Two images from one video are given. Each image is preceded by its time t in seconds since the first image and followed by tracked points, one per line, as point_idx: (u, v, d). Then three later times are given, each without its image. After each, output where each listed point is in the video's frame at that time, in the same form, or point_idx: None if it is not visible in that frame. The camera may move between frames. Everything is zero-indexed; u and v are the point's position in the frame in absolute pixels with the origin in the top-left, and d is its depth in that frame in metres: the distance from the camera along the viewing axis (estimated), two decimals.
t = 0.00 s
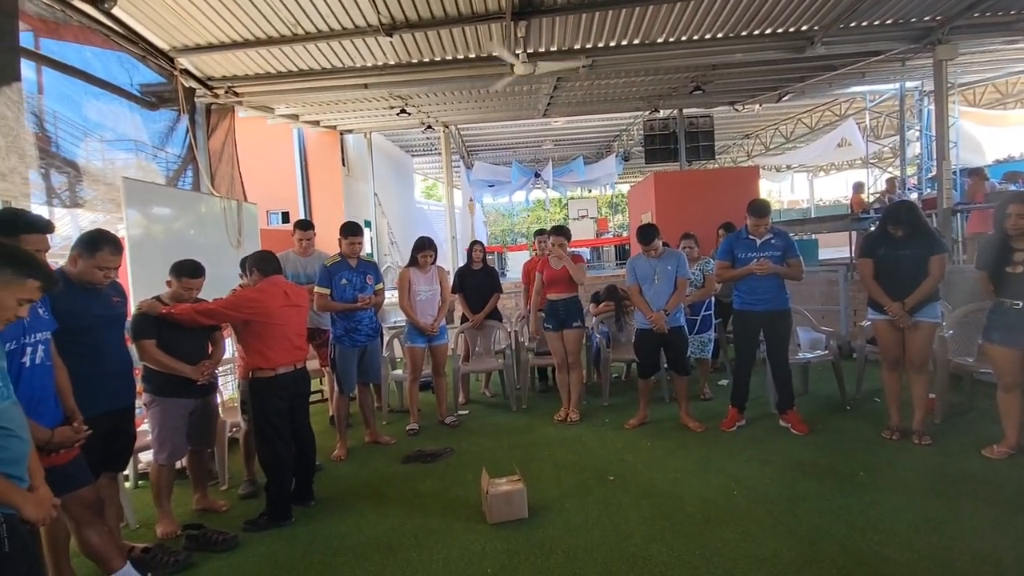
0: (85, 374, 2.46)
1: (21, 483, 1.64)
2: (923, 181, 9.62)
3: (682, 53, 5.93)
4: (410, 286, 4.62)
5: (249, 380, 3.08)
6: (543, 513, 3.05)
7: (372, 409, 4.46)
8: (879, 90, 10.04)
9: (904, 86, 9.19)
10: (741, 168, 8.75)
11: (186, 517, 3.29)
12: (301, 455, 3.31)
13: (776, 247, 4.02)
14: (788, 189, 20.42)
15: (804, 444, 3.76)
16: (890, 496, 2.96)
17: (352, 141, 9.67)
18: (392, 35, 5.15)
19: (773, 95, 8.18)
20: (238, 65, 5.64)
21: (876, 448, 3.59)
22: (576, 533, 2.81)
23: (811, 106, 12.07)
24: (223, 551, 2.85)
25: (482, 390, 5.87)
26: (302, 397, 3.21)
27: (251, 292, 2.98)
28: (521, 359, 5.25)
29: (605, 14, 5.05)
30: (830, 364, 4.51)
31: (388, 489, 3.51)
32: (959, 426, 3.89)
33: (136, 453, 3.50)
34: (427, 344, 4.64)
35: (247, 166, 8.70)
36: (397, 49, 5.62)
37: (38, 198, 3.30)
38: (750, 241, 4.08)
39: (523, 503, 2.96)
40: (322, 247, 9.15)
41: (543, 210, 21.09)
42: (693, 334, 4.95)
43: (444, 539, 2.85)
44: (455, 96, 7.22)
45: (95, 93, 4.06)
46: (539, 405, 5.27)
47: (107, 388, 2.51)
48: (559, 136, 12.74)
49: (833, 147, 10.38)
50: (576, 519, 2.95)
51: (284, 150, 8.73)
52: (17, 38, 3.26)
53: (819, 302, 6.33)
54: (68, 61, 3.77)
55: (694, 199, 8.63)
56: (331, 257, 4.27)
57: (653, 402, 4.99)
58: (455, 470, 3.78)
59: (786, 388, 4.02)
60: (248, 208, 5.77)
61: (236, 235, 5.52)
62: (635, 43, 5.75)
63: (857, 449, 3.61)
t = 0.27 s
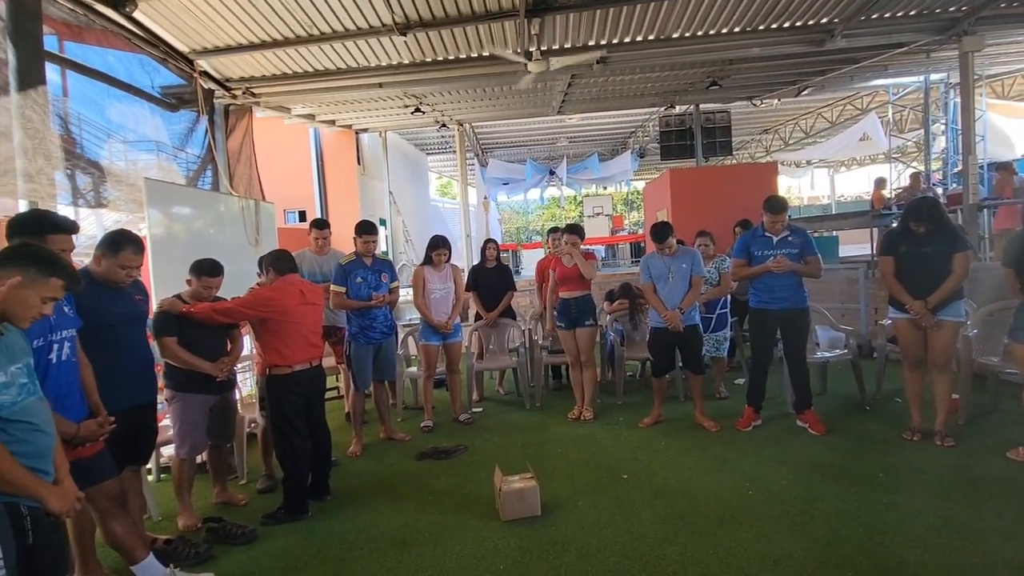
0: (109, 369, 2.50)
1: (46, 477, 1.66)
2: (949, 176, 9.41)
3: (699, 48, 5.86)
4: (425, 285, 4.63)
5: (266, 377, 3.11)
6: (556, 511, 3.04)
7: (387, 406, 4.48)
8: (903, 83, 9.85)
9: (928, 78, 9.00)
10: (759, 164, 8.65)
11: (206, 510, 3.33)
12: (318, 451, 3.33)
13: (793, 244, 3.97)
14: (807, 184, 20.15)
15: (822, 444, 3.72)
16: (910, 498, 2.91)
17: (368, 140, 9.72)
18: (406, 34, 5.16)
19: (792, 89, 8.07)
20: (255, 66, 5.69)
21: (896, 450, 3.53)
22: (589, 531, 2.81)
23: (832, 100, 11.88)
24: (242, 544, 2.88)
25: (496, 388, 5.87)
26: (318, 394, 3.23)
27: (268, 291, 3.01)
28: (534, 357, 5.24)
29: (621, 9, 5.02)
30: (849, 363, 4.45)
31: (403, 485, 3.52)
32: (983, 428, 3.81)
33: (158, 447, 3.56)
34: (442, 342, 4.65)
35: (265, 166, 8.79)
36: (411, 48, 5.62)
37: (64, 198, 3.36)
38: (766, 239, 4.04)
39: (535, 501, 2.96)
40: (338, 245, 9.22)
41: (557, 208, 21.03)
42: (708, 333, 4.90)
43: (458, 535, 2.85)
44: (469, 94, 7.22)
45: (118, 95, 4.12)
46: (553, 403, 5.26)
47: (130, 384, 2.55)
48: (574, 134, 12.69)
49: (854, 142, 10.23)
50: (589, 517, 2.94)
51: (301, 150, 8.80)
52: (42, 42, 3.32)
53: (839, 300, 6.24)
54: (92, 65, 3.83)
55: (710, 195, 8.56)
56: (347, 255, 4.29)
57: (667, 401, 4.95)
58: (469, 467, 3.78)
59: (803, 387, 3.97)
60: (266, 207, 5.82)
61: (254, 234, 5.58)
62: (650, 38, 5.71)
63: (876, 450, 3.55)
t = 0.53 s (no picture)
0: (134, 367, 2.55)
1: (75, 471, 1.71)
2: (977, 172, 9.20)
3: (716, 44, 5.81)
4: (442, 284, 4.64)
5: (285, 375, 3.15)
6: (571, 510, 3.04)
7: (404, 405, 4.51)
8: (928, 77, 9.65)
9: (955, 71, 8.81)
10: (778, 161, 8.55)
11: (228, 506, 3.38)
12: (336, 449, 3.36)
13: (813, 243, 3.92)
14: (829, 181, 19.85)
15: (841, 446, 3.67)
16: (932, 501, 2.86)
17: (383, 140, 9.77)
18: (422, 35, 5.18)
19: (812, 84, 7.95)
20: (274, 68, 5.75)
21: (917, 452, 3.47)
22: (605, 530, 2.80)
23: (854, 95, 11.69)
24: (263, 539, 2.92)
25: (511, 387, 5.88)
26: (335, 392, 3.26)
27: (286, 291, 3.05)
28: (550, 356, 5.24)
29: (637, 6, 4.99)
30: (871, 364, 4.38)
31: (419, 483, 3.54)
32: (1010, 431, 3.72)
33: (182, 443, 3.61)
34: (458, 341, 4.67)
35: (284, 167, 8.89)
36: (427, 48, 5.64)
37: (90, 200, 3.43)
38: (786, 237, 3.99)
39: (550, 499, 2.95)
40: (355, 245, 9.29)
41: (573, 206, 20.98)
42: (726, 332, 4.86)
43: (474, 533, 2.86)
44: (485, 94, 7.23)
45: (142, 99, 4.19)
46: (568, 402, 5.25)
47: (155, 381, 2.60)
48: (589, 132, 12.65)
49: (878, 137, 10.06)
50: (604, 517, 2.94)
51: (318, 151, 8.88)
52: (68, 48, 3.39)
53: (861, 299, 6.14)
54: (117, 70, 3.91)
55: (727, 194, 8.49)
56: (364, 255, 4.33)
57: (684, 401, 4.92)
58: (485, 465, 3.79)
59: (823, 388, 3.92)
60: (284, 208, 5.89)
61: (273, 234, 5.64)
62: (666, 35, 5.67)
63: (897, 452, 3.50)
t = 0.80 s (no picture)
0: (147, 364, 2.57)
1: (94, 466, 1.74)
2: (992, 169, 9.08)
3: (726, 40, 5.77)
4: (451, 282, 4.64)
5: (295, 373, 3.16)
6: (581, 508, 3.03)
7: (413, 403, 4.52)
8: (942, 72, 9.54)
9: (969, 66, 8.70)
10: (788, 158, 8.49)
11: (239, 502, 3.40)
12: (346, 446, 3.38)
13: (824, 241, 3.89)
14: (840, 178, 19.67)
15: (853, 445, 3.64)
16: (946, 502, 2.83)
17: (392, 139, 9.79)
18: (430, 33, 5.18)
19: (823, 81, 7.89)
20: (283, 67, 5.77)
21: (929, 452, 3.44)
22: (614, 528, 2.79)
23: (866, 91, 11.58)
24: (274, 534, 2.94)
25: (520, 385, 5.88)
26: (345, 390, 3.27)
27: (298, 287, 3.06)
28: (558, 355, 5.23)
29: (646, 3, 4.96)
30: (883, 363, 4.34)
31: (428, 480, 3.55)
32: None
33: (194, 440, 3.64)
34: (467, 340, 4.67)
35: (293, 167, 8.93)
36: (435, 47, 5.64)
37: (103, 200, 3.47)
38: (797, 235, 3.96)
39: (559, 497, 2.95)
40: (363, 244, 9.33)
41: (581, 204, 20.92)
42: (736, 331, 4.84)
43: (483, 531, 2.86)
44: (493, 92, 7.22)
45: (154, 100, 4.23)
46: (577, 400, 5.24)
47: (168, 378, 2.61)
48: (598, 130, 12.62)
49: (891, 133, 9.96)
50: (613, 515, 2.93)
51: (327, 150, 8.92)
52: (80, 49, 3.42)
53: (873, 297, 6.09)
54: (129, 70, 3.95)
55: (737, 190, 8.44)
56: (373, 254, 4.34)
57: (693, 399, 4.90)
58: (494, 463, 3.79)
59: (834, 387, 3.89)
60: (294, 207, 5.92)
61: (282, 233, 5.68)
62: (675, 31, 5.64)
63: (910, 452, 3.47)
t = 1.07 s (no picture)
0: (154, 360, 2.58)
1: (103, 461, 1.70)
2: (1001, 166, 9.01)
3: (733, 36, 5.75)
4: (456, 280, 4.64)
5: (301, 369, 3.17)
6: (586, 505, 3.03)
7: (418, 399, 4.52)
8: (951, 68, 9.47)
9: (978, 62, 8.64)
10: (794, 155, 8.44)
11: (245, 498, 3.41)
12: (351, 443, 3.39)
13: (831, 238, 3.87)
14: (847, 175, 19.55)
15: (859, 444, 3.62)
16: (953, 501, 2.82)
17: (396, 136, 9.78)
18: (435, 30, 5.17)
19: (830, 77, 7.84)
20: (288, 64, 5.78)
21: (935, 451, 3.42)
22: (618, 526, 2.79)
23: (873, 87, 11.51)
24: (280, 530, 2.95)
25: (524, 382, 5.88)
26: (349, 387, 3.27)
27: (302, 286, 3.08)
28: (563, 352, 5.23)
29: None
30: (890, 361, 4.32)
31: (433, 477, 3.55)
32: None
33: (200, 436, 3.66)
34: (472, 337, 4.67)
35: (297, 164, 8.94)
36: (439, 44, 5.63)
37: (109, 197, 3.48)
38: (804, 233, 3.94)
39: (564, 495, 2.95)
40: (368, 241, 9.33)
41: (585, 201, 20.88)
42: (742, 328, 4.82)
43: (487, 527, 2.87)
44: (498, 89, 7.20)
45: (160, 97, 4.24)
46: (581, 398, 5.24)
47: (175, 374, 2.62)
48: (602, 126, 12.58)
49: (898, 130, 9.90)
50: (618, 513, 2.93)
51: (331, 148, 8.92)
52: (87, 46, 3.43)
53: (880, 295, 6.06)
54: (135, 67, 3.96)
55: (740, 188, 8.41)
56: (378, 251, 4.34)
57: (698, 397, 4.89)
58: (498, 460, 3.79)
59: (840, 385, 3.87)
60: (298, 204, 5.93)
61: (287, 230, 5.69)
62: (681, 27, 5.61)
63: (916, 450, 3.45)
